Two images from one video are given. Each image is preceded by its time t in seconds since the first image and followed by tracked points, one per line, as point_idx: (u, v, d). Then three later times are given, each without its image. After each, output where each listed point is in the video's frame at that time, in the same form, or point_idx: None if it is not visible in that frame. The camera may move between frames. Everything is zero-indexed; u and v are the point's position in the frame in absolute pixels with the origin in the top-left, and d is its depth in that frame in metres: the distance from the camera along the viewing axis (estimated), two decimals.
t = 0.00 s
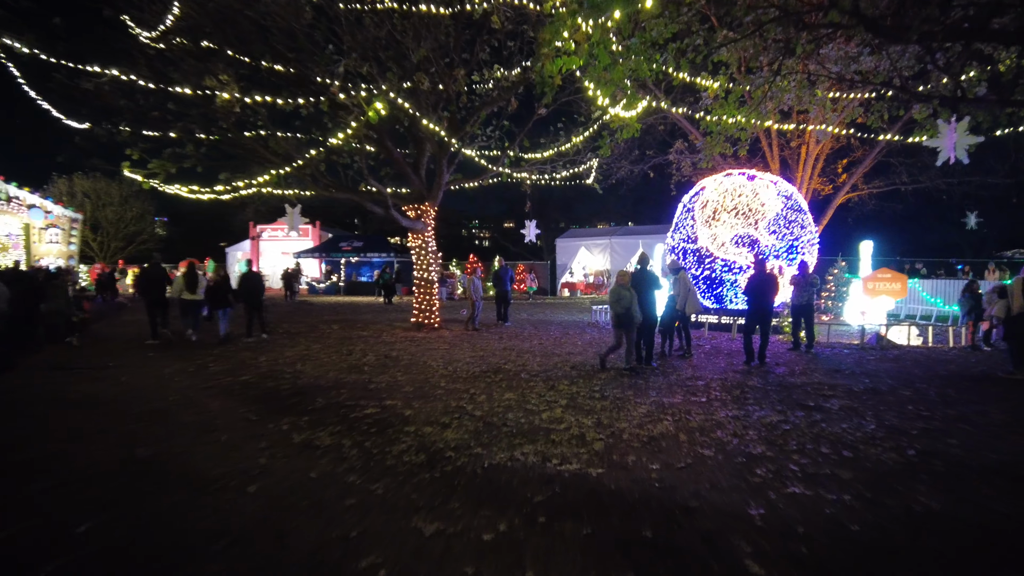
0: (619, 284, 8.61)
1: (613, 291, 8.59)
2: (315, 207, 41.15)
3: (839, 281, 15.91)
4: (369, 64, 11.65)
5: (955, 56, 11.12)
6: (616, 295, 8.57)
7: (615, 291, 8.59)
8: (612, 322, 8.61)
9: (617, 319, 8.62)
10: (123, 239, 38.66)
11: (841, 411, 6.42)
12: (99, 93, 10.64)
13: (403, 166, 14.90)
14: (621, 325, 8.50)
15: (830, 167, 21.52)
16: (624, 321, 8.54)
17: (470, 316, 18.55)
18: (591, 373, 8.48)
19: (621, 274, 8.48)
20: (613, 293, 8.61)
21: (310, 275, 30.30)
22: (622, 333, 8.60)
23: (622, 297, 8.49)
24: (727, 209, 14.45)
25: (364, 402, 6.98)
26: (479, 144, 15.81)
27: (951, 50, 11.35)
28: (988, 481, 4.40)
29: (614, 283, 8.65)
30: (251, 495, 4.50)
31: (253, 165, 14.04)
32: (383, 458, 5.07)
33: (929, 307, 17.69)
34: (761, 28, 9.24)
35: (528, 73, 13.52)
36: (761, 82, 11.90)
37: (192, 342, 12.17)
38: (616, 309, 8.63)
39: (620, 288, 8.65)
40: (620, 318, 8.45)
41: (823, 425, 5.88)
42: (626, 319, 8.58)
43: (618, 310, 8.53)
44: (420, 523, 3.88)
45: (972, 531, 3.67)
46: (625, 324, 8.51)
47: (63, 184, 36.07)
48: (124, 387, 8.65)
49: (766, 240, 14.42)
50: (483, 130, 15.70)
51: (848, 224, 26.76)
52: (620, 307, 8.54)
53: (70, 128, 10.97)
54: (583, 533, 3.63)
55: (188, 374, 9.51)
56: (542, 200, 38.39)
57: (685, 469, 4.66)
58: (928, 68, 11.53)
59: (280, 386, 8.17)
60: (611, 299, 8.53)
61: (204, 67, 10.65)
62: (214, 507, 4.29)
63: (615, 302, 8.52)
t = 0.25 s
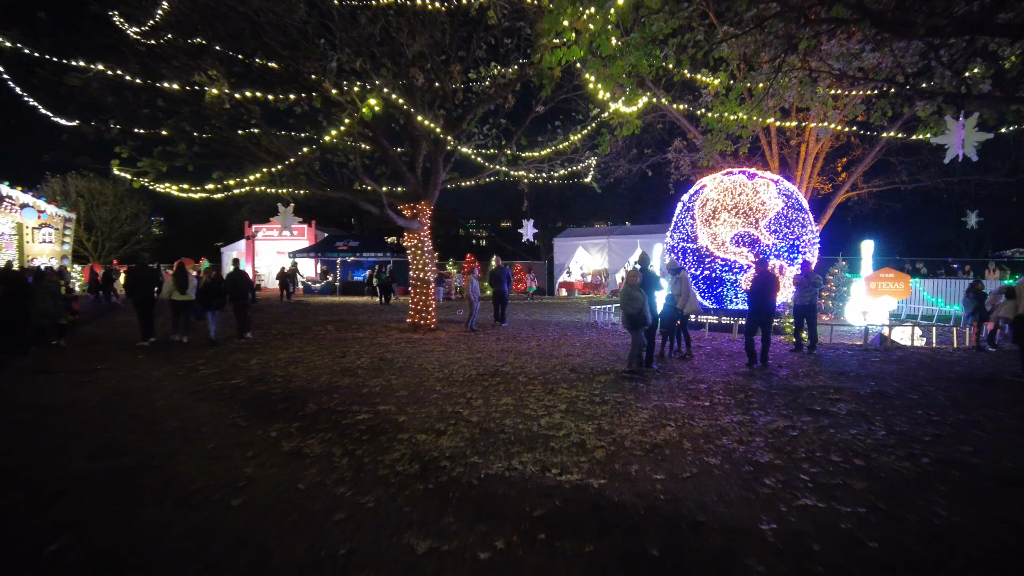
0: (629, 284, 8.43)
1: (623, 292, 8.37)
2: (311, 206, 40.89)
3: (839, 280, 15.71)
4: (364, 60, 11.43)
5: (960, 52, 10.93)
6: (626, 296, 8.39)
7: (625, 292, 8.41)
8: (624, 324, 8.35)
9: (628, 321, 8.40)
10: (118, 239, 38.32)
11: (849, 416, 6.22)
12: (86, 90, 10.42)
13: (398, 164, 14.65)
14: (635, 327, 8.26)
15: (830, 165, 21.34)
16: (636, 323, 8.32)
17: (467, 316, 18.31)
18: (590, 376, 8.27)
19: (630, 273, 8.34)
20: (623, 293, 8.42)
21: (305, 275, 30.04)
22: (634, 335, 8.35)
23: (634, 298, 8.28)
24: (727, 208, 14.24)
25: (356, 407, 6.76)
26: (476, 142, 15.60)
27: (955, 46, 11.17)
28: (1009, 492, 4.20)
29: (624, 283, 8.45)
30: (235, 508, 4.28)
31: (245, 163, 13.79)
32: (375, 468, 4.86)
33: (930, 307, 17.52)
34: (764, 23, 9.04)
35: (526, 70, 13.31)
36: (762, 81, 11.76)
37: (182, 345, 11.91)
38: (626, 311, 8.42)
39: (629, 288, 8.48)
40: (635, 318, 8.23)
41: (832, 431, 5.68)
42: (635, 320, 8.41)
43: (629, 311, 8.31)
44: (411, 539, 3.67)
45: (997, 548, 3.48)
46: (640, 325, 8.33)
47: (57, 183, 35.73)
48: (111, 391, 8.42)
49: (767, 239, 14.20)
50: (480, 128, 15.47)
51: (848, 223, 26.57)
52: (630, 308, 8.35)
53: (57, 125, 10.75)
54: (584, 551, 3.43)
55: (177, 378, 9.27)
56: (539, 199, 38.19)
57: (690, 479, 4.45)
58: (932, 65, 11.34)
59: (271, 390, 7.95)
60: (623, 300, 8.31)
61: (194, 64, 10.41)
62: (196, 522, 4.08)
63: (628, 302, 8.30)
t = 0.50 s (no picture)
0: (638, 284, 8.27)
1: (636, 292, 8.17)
2: (304, 204, 40.57)
3: (837, 278, 15.53)
4: (355, 52, 11.16)
5: (962, 45, 10.76)
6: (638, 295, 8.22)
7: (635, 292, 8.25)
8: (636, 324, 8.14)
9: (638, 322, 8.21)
10: (108, 237, 37.86)
11: (855, 417, 6.03)
12: (68, 81, 10.14)
13: (390, 160, 14.39)
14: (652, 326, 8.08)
15: (827, 163, 21.19)
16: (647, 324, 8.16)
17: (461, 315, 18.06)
18: (586, 376, 8.04)
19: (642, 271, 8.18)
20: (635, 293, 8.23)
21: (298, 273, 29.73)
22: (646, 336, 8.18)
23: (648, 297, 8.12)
24: (724, 205, 14.02)
25: (345, 409, 6.52)
26: (470, 138, 15.37)
27: (956, 39, 10.99)
28: None
29: (635, 283, 8.26)
30: (213, 518, 4.05)
31: (233, 159, 13.49)
32: (362, 474, 4.62)
33: (927, 305, 17.39)
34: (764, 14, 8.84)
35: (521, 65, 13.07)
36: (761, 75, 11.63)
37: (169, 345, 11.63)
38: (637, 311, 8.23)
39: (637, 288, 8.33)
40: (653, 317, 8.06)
41: (838, 433, 5.48)
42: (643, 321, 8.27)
43: (642, 311, 8.14)
44: (399, 552, 3.44)
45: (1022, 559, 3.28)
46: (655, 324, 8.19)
47: (46, 181, 35.27)
48: (92, 392, 8.15)
49: (765, 236, 13.99)
50: (474, 124, 15.23)
51: (844, 221, 26.45)
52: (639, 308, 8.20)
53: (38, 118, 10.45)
54: (584, 565, 3.21)
55: (162, 378, 9.01)
56: (534, 197, 37.97)
57: (694, 486, 4.24)
58: (933, 59, 11.17)
59: (258, 391, 7.69)
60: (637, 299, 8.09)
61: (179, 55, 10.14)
62: (171, 533, 3.84)
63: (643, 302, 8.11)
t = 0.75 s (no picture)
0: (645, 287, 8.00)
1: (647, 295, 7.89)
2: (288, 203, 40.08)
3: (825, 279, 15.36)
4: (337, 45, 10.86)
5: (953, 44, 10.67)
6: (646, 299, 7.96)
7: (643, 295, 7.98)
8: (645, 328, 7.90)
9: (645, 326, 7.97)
10: (87, 237, 37.12)
11: (854, 422, 5.85)
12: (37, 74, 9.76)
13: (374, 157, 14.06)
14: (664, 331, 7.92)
15: (814, 162, 21.15)
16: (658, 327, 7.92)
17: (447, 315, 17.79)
18: (576, 380, 7.81)
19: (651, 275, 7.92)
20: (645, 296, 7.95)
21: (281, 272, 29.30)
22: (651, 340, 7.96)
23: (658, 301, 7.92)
24: (713, 204, 13.88)
25: (325, 416, 6.25)
26: (456, 136, 15.11)
27: (947, 38, 10.91)
28: None
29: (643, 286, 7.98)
30: (179, 537, 3.78)
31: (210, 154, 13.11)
32: (341, 488, 4.36)
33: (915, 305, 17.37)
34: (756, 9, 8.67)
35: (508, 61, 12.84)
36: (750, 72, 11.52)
37: (145, 347, 11.26)
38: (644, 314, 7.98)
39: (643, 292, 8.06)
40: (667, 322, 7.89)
41: (837, 439, 5.31)
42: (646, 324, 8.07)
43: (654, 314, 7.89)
44: None
45: None
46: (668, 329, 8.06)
47: (23, 179, 34.50)
48: (61, 397, 7.81)
49: (754, 235, 13.84)
50: (460, 121, 14.96)
51: (830, 220, 26.48)
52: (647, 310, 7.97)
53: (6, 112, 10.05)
54: None
55: (136, 382, 8.68)
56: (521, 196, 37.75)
57: (692, 498, 4.04)
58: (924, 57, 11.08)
59: (235, 396, 7.39)
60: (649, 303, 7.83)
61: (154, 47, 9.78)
62: (132, 555, 3.57)
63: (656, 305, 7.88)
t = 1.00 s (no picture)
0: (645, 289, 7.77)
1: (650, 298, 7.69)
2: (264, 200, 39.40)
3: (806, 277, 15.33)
4: (312, 37, 10.54)
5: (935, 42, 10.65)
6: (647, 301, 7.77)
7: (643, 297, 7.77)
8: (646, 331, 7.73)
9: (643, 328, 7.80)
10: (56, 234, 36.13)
11: (845, 424, 5.72)
12: None
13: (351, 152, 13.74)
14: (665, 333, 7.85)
15: (794, 161, 21.20)
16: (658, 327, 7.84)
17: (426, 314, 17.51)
18: (558, 381, 7.61)
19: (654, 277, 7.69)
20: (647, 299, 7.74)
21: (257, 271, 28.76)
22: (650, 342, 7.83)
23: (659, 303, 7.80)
24: (695, 202, 13.76)
25: (298, 422, 5.97)
26: (436, 132, 14.85)
27: (929, 36, 10.89)
28: None
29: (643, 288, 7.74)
30: (136, 557, 3.50)
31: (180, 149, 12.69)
32: (313, 501, 4.11)
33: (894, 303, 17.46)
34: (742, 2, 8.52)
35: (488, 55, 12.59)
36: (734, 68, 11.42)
37: (112, 348, 10.83)
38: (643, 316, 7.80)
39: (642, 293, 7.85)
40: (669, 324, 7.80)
41: (828, 443, 5.17)
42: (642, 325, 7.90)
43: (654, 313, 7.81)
44: None
45: None
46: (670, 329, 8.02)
47: None
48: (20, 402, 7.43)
49: (736, 234, 13.77)
50: (440, 117, 14.68)
51: (809, 219, 26.63)
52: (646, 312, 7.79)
53: None
54: None
55: (101, 385, 8.30)
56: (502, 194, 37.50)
57: (684, 508, 3.86)
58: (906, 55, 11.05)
59: (204, 400, 7.07)
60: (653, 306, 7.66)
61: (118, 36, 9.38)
62: None
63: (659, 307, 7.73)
